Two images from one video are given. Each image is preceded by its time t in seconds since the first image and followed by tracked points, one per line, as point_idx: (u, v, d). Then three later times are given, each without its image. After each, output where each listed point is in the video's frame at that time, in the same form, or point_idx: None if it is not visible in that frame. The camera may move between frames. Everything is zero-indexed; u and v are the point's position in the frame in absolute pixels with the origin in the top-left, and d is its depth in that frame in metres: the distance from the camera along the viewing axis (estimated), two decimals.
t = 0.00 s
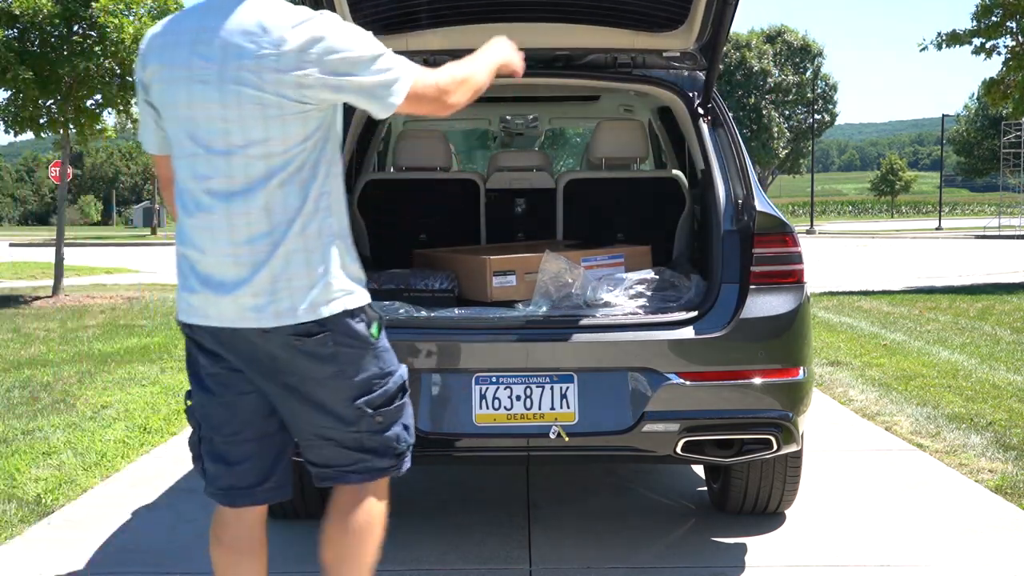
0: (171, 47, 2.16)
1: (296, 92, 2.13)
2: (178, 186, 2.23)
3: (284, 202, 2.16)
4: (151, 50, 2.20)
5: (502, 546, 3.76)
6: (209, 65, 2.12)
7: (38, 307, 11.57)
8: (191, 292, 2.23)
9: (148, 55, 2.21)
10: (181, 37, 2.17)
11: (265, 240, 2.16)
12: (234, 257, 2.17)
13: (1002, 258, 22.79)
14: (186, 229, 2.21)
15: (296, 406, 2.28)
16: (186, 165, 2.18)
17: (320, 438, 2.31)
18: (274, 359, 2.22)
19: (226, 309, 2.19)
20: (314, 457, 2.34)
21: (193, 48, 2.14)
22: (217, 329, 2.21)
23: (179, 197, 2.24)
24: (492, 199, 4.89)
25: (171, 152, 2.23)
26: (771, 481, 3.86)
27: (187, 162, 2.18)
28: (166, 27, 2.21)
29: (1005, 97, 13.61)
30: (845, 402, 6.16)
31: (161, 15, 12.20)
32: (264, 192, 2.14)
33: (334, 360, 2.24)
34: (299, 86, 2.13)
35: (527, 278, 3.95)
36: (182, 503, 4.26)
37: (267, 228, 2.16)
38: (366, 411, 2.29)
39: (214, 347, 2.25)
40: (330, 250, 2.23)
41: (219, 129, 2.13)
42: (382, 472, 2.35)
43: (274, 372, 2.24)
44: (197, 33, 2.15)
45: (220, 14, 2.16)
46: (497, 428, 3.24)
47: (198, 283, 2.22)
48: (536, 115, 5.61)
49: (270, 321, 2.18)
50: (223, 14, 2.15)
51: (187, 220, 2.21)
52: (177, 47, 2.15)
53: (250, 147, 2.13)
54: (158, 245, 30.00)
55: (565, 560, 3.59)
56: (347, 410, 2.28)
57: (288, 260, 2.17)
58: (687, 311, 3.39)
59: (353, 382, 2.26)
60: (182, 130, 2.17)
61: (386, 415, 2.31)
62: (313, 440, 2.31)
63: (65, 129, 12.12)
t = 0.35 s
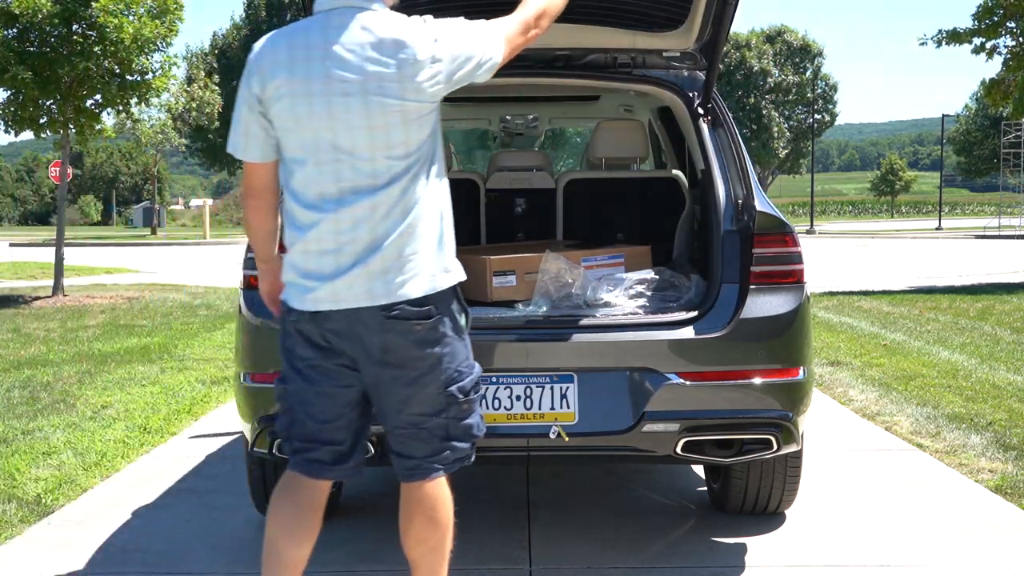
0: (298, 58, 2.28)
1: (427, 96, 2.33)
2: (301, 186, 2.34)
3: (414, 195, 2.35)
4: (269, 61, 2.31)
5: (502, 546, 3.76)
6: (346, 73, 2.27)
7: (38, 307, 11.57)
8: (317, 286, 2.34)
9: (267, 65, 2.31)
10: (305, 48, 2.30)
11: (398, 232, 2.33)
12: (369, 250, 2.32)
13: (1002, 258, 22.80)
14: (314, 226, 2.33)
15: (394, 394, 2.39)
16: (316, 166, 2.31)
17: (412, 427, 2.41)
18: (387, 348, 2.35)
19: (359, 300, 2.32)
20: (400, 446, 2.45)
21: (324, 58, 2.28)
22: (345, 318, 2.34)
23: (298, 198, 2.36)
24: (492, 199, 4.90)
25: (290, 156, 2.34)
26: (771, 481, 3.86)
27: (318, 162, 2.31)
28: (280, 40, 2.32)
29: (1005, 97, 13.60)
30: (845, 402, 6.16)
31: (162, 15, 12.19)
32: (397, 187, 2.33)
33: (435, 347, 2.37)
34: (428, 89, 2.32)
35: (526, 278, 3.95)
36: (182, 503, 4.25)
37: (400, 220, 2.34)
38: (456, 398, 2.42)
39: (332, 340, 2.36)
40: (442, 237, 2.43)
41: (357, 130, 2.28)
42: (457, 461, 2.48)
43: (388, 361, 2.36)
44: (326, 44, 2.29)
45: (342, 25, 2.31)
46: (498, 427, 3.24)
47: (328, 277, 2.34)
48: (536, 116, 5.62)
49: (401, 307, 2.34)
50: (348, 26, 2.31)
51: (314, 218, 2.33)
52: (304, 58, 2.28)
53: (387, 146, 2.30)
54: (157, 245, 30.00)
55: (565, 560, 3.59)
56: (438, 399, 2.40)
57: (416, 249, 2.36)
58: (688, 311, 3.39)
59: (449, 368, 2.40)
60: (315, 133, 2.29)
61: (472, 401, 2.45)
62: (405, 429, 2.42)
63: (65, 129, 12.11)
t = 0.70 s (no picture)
0: (352, 53, 2.38)
1: (474, 94, 2.43)
2: (350, 176, 2.43)
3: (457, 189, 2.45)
4: (323, 55, 2.40)
5: (502, 546, 3.76)
6: (400, 69, 2.37)
7: (38, 307, 11.57)
8: (363, 275, 2.41)
9: (321, 58, 2.40)
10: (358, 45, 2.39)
11: (443, 224, 2.43)
12: (414, 240, 2.41)
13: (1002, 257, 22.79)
14: (361, 215, 2.42)
15: (423, 378, 2.45)
16: (366, 157, 2.40)
17: (432, 414, 2.46)
18: (423, 334, 2.42)
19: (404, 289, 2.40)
20: (417, 432, 2.48)
21: (378, 54, 2.38)
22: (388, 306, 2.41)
23: (345, 188, 2.44)
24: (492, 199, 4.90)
25: (340, 147, 2.43)
26: (771, 481, 3.86)
27: (369, 153, 2.40)
28: (334, 35, 2.41)
29: (1005, 96, 13.59)
30: (845, 402, 6.16)
31: (161, 14, 12.19)
32: (442, 181, 2.43)
33: (469, 341, 2.44)
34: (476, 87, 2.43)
35: (527, 277, 3.94)
36: (182, 504, 4.25)
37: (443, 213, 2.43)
38: (480, 395, 2.48)
39: (370, 327, 2.43)
40: (481, 231, 2.53)
41: (407, 126, 2.38)
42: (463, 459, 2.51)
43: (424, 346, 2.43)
44: (379, 40, 2.39)
45: (395, 23, 2.40)
46: (498, 427, 3.23)
47: (372, 267, 2.41)
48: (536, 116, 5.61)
49: (441, 297, 2.41)
50: (400, 24, 2.40)
51: (362, 208, 2.42)
52: (358, 52, 2.38)
53: (435, 141, 2.40)
54: (157, 245, 30.00)
55: (565, 560, 3.59)
56: (464, 394, 2.46)
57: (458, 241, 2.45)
58: (688, 311, 3.39)
59: (477, 363, 2.46)
60: (366, 125, 2.38)
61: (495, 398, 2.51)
62: (426, 415, 2.46)
63: (65, 129, 12.11)
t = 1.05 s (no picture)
0: (318, 55, 2.34)
1: (444, 97, 2.38)
2: (320, 180, 2.40)
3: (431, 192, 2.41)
4: (289, 57, 2.37)
5: (502, 546, 3.76)
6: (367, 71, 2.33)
7: (38, 307, 11.57)
8: (336, 280, 2.40)
9: (286, 59, 2.37)
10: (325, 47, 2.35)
11: (416, 229, 2.39)
12: (386, 244, 2.38)
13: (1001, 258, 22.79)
14: (331, 219, 2.39)
15: (407, 388, 2.44)
16: (335, 160, 2.37)
17: (421, 424, 2.45)
18: (400, 342, 2.40)
19: (376, 293, 2.38)
20: (408, 443, 2.48)
21: (344, 56, 2.34)
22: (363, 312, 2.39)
23: (316, 191, 2.42)
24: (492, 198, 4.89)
25: (309, 150, 2.39)
26: (771, 481, 3.86)
27: (337, 157, 2.37)
28: (300, 35, 2.38)
29: (1005, 96, 13.58)
30: (845, 402, 6.16)
31: (161, 14, 12.19)
32: (412, 186, 2.38)
33: (448, 346, 2.42)
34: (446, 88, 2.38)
35: (527, 278, 3.95)
36: (182, 503, 4.25)
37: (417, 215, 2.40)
38: (467, 399, 2.46)
39: (344, 336, 2.42)
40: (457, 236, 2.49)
41: (374, 129, 2.34)
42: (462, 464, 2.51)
43: (402, 354, 2.41)
44: (346, 43, 2.35)
45: (362, 25, 2.36)
46: (498, 427, 3.23)
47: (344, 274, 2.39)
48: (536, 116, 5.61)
49: (417, 301, 2.39)
50: (367, 26, 2.35)
51: (333, 213, 2.39)
52: (324, 55, 2.34)
53: (404, 144, 2.36)
54: (157, 245, 29.99)
55: (566, 560, 3.59)
56: (449, 399, 2.45)
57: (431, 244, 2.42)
58: (688, 311, 3.39)
59: (460, 368, 2.45)
60: (333, 128, 2.35)
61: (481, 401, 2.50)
62: (414, 425, 2.46)
63: (65, 129, 12.10)
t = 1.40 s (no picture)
0: (194, 47, 2.14)
1: (314, 99, 2.07)
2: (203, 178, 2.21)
3: (309, 206, 2.13)
4: (177, 47, 2.19)
5: (502, 546, 3.76)
6: (237, 66, 2.09)
7: (38, 307, 11.58)
8: (213, 291, 2.21)
9: (171, 49, 2.19)
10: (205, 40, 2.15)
11: (284, 243, 2.14)
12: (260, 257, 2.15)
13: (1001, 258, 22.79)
14: (209, 225, 2.19)
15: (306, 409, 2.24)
16: (210, 161, 2.16)
17: (328, 444, 2.27)
18: (287, 361, 2.20)
19: (249, 309, 2.17)
20: (317, 464, 2.30)
21: (220, 48, 2.12)
22: (238, 327, 2.19)
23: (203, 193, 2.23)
24: (493, 199, 4.90)
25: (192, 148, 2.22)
26: (771, 481, 3.86)
27: (209, 158, 2.16)
28: (193, 26, 2.19)
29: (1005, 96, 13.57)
30: (846, 402, 6.16)
31: (161, 14, 12.20)
32: (278, 196, 2.12)
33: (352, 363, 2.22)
34: (323, 87, 2.07)
35: (527, 278, 3.94)
36: (181, 504, 4.25)
37: (292, 227, 2.13)
38: (377, 415, 2.26)
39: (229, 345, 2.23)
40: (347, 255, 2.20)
41: (237, 132, 2.11)
42: (375, 486, 2.31)
43: (292, 373, 2.20)
44: (223, 34, 2.13)
45: (244, 16, 2.14)
46: (498, 427, 3.24)
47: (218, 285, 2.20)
48: (536, 115, 5.60)
49: (295, 318, 2.17)
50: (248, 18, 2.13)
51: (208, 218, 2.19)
52: (202, 46, 2.14)
53: (268, 150, 2.10)
54: (157, 245, 29.99)
55: (566, 560, 3.59)
56: (357, 417, 2.25)
57: (307, 261, 2.16)
58: (688, 311, 3.39)
59: (369, 385, 2.24)
60: (206, 127, 2.14)
61: (396, 421, 2.29)
62: (321, 446, 2.27)
63: (65, 129, 12.11)
